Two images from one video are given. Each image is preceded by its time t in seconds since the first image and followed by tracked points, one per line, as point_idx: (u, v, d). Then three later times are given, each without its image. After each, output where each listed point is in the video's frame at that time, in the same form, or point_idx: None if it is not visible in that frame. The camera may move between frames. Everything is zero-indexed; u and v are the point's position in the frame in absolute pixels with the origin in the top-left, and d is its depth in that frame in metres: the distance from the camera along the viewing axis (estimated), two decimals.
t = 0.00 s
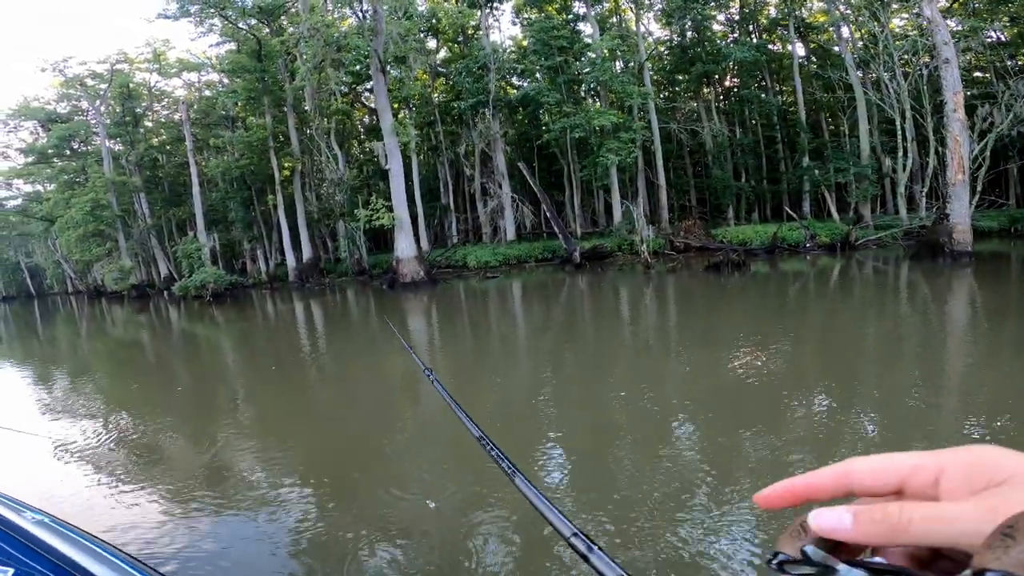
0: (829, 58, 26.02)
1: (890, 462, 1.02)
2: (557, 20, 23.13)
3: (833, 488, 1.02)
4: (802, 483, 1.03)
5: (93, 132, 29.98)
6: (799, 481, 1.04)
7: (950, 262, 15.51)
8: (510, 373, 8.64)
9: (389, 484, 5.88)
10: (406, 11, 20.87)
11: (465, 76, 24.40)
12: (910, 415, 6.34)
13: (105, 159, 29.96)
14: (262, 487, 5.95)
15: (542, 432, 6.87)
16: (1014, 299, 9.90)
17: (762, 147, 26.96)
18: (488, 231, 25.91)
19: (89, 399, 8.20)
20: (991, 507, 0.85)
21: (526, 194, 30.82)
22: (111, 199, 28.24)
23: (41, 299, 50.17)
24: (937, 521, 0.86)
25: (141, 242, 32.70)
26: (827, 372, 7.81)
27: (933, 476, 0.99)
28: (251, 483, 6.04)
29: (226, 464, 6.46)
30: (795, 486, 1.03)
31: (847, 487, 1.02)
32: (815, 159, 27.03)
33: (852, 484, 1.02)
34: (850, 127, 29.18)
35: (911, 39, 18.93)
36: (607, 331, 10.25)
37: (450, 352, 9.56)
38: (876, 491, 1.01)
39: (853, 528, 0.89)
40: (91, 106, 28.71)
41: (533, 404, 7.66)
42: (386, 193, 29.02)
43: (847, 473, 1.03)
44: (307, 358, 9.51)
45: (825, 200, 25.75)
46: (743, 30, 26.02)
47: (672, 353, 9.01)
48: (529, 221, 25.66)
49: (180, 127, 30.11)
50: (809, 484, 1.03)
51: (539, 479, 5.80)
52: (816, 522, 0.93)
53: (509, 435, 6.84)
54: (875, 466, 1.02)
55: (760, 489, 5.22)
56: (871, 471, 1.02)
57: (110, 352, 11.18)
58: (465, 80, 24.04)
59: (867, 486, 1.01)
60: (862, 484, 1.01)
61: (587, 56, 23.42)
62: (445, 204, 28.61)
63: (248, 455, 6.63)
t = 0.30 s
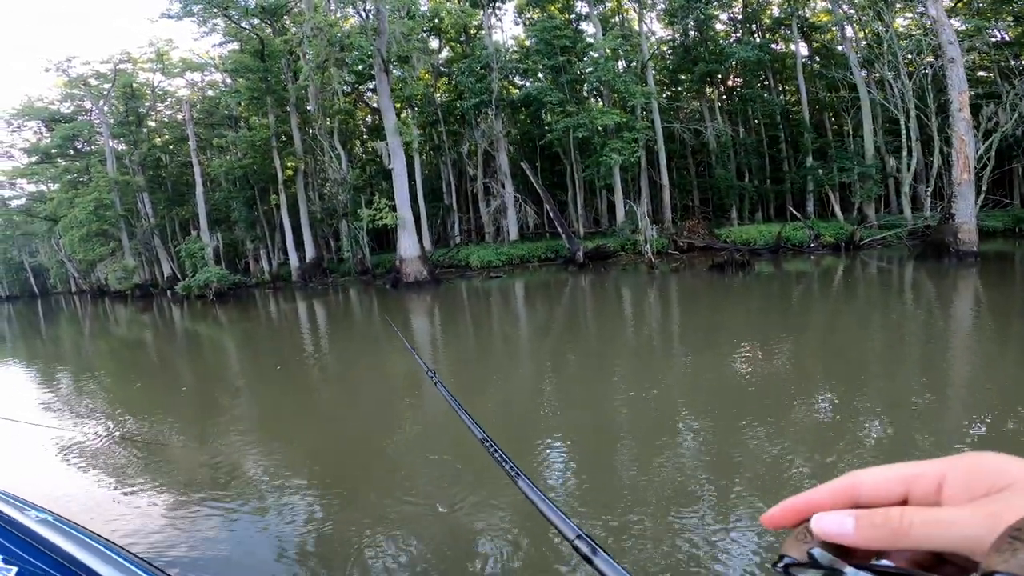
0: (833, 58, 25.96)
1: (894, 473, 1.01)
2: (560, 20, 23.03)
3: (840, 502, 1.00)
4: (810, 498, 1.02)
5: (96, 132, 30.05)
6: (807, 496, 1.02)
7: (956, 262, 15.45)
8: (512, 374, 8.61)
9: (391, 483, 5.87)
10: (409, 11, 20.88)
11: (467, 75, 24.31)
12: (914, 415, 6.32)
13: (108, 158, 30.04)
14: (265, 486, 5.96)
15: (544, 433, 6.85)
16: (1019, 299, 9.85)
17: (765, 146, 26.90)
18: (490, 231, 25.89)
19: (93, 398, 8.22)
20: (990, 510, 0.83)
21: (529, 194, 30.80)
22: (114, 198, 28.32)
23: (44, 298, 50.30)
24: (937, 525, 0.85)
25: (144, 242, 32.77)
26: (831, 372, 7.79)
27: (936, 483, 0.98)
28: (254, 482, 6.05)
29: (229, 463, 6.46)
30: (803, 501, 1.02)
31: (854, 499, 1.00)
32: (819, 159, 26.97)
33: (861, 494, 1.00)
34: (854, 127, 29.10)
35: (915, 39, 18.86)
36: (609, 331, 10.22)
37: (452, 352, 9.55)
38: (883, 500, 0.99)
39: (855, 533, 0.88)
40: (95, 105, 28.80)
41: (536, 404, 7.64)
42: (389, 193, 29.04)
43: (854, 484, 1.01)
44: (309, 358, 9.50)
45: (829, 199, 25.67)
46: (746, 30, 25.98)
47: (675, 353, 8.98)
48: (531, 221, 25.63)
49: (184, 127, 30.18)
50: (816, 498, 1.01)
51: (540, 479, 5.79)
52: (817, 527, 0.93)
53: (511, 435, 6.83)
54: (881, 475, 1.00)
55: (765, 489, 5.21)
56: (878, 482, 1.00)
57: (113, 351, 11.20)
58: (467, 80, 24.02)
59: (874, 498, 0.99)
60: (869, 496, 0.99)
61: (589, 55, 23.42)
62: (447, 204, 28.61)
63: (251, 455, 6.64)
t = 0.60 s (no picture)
0: (837, 56, 25.90)
1: (897, 476, 1.01)
2: (563, 18, 23.00)
3: (843, 504, 1.01)
4: (812, 501, 1.03)
5: (99, 131, 30.13)
6: (810, 499, 1.03)
7: (961, 261, 15.39)
8: (515, 373, 8.56)
9: (392, 482, 5.88)
10: (411, 10, 20.92)
11: (470, 74, 24.33)
12: (918, 415, 6.31)
13: (111, 157, 30.11)
14: (268, 485, 5.96)
15: (547, 432, 6.84)
16: None
17: (769, 145, 26.87)
18: (493, 229, 25.90)
19: (97, 396, 8.25)
20: (991, 510, 0.83)
21: (532, 192, 30.79)
22: (118, 197, 28.40)
23: (49, 297, 50.55)
24: (940, 528, 0.84)
25: (148, 241, 32.88)
26: (834, 372, 7.77)
27: (940, 486, 0.98)
28: (257, 481, 6.06)
29: (232, 462, 6.46)
30: (807, 504, 1.02)
31: (859, 500, 1.01)
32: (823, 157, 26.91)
33: (865, 496, 1.00)
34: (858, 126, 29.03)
35: (919, 38, 18.76)
36: (612, 330, 10.17)
37: (455, 351, 9.55)
38: (887, 503, 0.99)
39: (857, 533, 0.88)
40: (98, 105, 28.88)
41: (539, 404, 7.60)
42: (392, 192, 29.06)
43: (858, 487, 1.02)
44: (312, 357, 9.47)
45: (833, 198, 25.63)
46: (749, 28, 25.94)
47: (678, 352, 8.94)
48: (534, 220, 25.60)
49: (187, 126, 30.24)
50: (820, 500, 1.02)
51: (542, 479, 5.78)
52: (820, 529, 0.93)
53: (514, 435, 6.82)
54: (885, 477, 1.01)
55: (767, 488, 5.19)
56: (882, 484, 1.00)
57: (117, 350, 11.22)
58: (469, 78, 24.02)
59: (878, 500, 0.99)
60: (873, 498, 1.00)
61: (592, 54, 23.41)
62: (450, 203, 28.63)
63: (254, 454, 6.64)
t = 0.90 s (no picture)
0: (847, 53, 25.60)
1: (911, 479, 1.00)
2: (569, 15, 23.15)
3: (856, 507, 1.00)
4: (828, 507, 1.03)
5: (108, 129, 30.31)
6: (826, 505, 1.03)
7: (973, 259, 15.18)
8: (523, 371, 8.55)
9: (399, 480, 5.90)
10: (417, 7, 20.94)
11: (475, 71, 24.23)
12: (927, 413, 6.26)
13: (120, 155, 30.29)
14: (275, 482, 6.00)
15: (553, 430, 6.83)
16: None
17: (778, 142, 26.62)
18: (499, 226, 25.86)
19: (108, 393, 8.33)
20: (1004, 514, 0.81)
21: (538, 189, 30.68)
22: (127, 195, 28.59)
23: (59, 295, 51.01)
24: (951, 529, 0.83)
25: (157, 239, 33.09)
26: (843, 370, 7.71)
27: (953, 488, 0.97)
28: (265, 478, 6.10)
29: (241, 459, 6.51)
30: (823, 511, 1.02)
31: (871, 504, 1.00)
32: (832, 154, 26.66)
33: (877, 500, 1.00)
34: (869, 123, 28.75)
35: (931, 34, 18.47)
36: (620, 327, 10.15)
37: (462, 348, 9.55)
38: (902, 506, 0.98)
39: (870, 537, 0.86)
40: (106, 103, 29.05)
41: (546, 402, 7.60)
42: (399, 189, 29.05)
43: (871, 491, 1.01)
44: (319, 355, 9.50)
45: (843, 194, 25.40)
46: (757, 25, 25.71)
47: (686, 349, 8.91)
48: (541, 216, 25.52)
49: (195, 125, 30.35)
50: (835, 505, 1.02)
51: (548, 476, 5.78)
52: (833, 532, 0.92)
53: (520, 432, 6.82)
54: (899, 480, 0.99)
55: (774, 487, 5.16)
56: (896, 487, 0.99)
57: (127, 348, 11.32)
58: (475, 75, 23.97)
59: (890, 504, 0.99)
60: (885, 501, 0.99)
61: (598, 50, 23.29)
62: (457, 200, 28.61)
63: (263, 451, 6.69)
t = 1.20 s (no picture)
0: (877, 48, 24.81)
1: None
2: (589, 9, 22.54)
3: None
4: None
5: (137, 126, 31.00)
6: None
7: (1012, 258, 14.61)
8: (541, 367, 8.55)
9: (416, 475, 5.94)
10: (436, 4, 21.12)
11: (495, 67, 24.11)
12: (957, 417, 6.07)
13: (150, 152, 30.97)
14: (294, 477, 6.10)
15: (569, 428, 6.80)
16: None
17: (804, 137, 25.97)
18: (519, 222, 25.79)
19: (137, 386, 8.57)
20: None
21: (558, 184, 30.50)
22: (156, 191, 29.26)
23: (91, 289, 52.55)
24: None
25: (185, 233, 33.83)
26: (870, 371, 7.51)
27: None
28: (284, 472, 6.21)
29: (263, 452, 6.67)
30: None
31: None
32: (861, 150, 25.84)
33: None
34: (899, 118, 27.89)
35: (966, 30, 17.81)
36: (641, 325, 10.08)
37: (481, 344, 9.57)
38: None
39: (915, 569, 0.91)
40: (136, 101, 29.68)
41: (563, 398, 7.60)
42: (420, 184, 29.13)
43: None
44: (341, 349, 9.62)
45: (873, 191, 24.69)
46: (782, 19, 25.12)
47: (707, 348, 8.81)
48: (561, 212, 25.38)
49: (221, 122, 30.88)
50: None
51: (564, 474, 5.76)
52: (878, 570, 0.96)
53: (537, 429, 6.81)
54: None
55: (794, 490, 5.06)
56: None
57: (155, 340, 11.63)
58: (495, 71, 23.82)
59: None
60: None
61: (619, 45, 22.95)
62: (477, 196, 28.61)
63: (283, 444, 6.83)
